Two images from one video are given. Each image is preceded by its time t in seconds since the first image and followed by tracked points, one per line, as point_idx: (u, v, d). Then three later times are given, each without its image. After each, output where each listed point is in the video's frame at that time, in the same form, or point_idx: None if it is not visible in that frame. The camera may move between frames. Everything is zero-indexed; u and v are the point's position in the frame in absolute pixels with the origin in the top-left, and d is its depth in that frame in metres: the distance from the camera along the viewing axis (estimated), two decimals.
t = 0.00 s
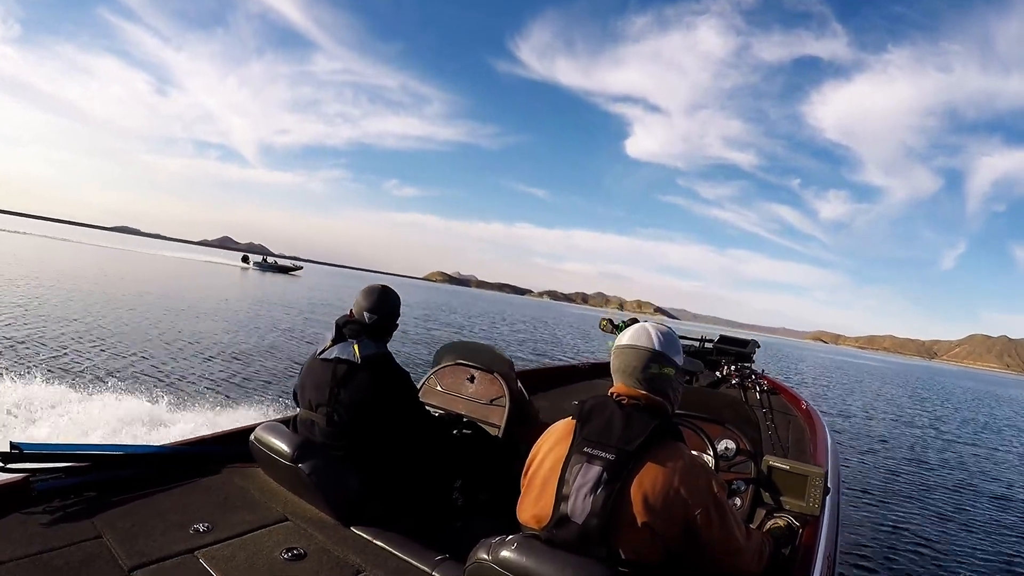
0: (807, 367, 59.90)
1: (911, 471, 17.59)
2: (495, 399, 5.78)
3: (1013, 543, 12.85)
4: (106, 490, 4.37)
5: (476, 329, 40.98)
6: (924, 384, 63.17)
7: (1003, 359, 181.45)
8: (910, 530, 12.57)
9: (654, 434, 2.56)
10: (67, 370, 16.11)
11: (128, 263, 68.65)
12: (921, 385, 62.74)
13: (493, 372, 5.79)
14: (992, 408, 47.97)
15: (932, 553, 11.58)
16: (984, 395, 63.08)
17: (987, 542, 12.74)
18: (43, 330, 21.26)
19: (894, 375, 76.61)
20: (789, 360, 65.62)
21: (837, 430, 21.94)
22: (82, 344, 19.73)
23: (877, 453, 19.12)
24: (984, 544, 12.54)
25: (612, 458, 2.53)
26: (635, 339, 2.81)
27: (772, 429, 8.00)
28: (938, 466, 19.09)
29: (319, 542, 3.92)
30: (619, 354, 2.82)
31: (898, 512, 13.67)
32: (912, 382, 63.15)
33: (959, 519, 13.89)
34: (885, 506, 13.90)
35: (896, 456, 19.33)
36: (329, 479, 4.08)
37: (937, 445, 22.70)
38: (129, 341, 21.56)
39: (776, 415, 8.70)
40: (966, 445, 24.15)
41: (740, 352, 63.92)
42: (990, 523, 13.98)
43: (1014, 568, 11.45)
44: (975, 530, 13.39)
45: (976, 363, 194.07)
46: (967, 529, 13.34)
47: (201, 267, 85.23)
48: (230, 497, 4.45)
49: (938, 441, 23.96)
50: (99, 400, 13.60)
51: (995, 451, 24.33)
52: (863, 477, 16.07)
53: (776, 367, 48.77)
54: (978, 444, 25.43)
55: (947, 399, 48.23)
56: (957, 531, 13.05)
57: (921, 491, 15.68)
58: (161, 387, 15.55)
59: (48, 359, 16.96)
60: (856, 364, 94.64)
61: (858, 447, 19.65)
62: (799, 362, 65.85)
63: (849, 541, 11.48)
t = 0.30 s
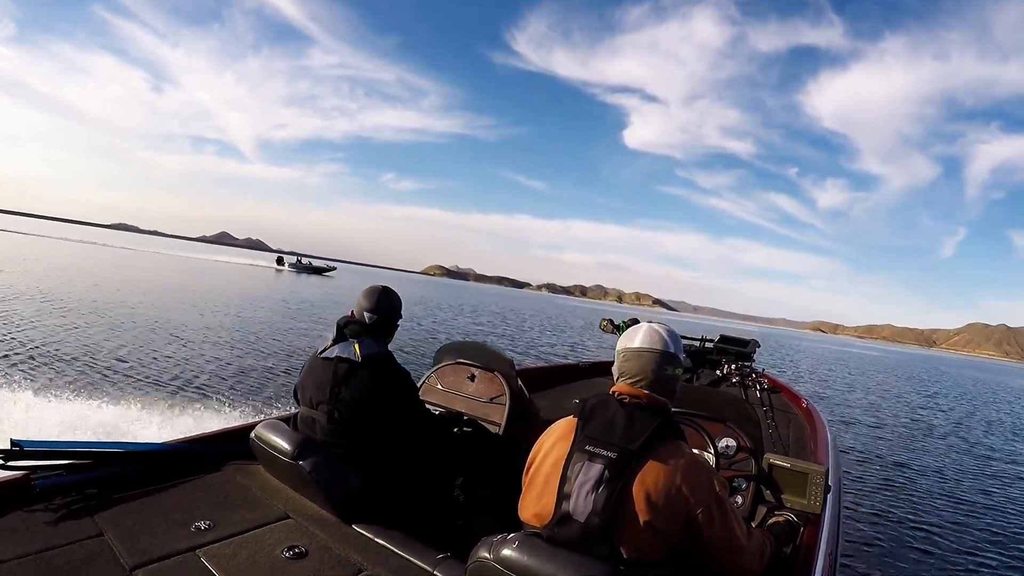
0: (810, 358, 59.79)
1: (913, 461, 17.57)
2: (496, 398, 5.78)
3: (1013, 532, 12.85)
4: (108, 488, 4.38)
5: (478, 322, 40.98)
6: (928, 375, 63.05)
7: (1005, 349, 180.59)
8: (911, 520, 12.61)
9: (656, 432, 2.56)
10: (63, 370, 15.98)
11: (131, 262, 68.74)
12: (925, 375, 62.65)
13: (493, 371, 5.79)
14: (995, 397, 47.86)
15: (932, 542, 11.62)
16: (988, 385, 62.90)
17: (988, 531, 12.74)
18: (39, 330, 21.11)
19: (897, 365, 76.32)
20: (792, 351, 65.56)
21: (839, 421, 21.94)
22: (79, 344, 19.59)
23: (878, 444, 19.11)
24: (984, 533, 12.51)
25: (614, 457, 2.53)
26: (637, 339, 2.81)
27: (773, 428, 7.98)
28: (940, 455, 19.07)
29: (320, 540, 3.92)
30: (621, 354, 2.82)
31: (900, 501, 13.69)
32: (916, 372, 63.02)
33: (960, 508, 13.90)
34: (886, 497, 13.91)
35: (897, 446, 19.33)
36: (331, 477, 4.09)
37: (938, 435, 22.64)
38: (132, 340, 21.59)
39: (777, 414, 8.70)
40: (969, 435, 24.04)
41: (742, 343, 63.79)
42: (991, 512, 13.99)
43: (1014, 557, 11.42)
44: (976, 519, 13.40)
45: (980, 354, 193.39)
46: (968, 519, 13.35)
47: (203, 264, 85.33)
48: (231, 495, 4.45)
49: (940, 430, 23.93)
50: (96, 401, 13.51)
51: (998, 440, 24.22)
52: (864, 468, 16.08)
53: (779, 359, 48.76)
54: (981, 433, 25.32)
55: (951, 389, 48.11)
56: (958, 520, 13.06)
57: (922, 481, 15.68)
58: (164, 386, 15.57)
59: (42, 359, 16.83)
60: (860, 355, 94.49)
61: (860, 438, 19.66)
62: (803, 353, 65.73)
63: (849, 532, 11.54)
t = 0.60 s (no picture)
0: (815, 349, 59.59)
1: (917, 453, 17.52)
2: (498, 396, 5.77)
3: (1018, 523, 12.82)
4: (111, 486, 4.40)
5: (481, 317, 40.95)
6: (934, 367, 62.77)
7: (1009, 342, 179.32)
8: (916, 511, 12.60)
9: (659, 431, 2.55)
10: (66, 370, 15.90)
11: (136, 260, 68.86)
12: (931, 367, 62.36)
13: (496, 369, 5.78)
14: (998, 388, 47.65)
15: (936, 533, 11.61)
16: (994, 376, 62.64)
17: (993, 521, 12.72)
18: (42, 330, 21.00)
19: (900, 357, 75.95)
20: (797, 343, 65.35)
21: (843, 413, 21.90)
22: (81, 343, 19.49)
23: (883, 435, 19.06)
24: (987, 526, 12.39)
25: (617, 456, 2.52)
26: (641, 337, 2.80)
27: (776, 426, 7.96)
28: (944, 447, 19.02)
29: (323, 539, 3.93)
30: (625, 353, 2.81)
31: (904, 492, 13.67)
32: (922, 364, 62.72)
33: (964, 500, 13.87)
34: (890, 488, 13.90)
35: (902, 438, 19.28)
36: (334, 475, 4.10)
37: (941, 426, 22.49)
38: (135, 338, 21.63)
39: (780, 412, 8.67)
40: (974, 427, 23.98)
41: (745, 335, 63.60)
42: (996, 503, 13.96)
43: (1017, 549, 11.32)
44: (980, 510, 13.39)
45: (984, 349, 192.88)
46: (973, 509, 13.33)
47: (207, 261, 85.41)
48: (233, 494, 4.45)
49: (945, 422, 23.86)
50: (98, 400, 13.50)
51: (1003, 432, 24.07)
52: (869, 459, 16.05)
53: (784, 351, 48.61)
54: (987, 425, 25.24)
55: (957, 380, 47.87)
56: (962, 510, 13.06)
57: (927, 472, 15.65)
58: (167, 385, 15.60)
59: (43, 359, 16.76)
60: (865, 347, 94.16)
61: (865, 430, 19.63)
62: (808, 345, 65.51)
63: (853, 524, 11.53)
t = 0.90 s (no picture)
0: (817, 344, 59.55)
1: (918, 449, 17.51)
2: (498, 395, 5.77)
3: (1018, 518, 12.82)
4: (111, 486, 4.39)
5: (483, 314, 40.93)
6: (936, 361, 62.70)
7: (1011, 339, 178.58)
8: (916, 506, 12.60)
9: (661, 431, 2.55)
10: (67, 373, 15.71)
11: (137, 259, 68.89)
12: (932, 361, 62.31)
13: (496, 368, 5.78)
14: (997, 381, 47.39)
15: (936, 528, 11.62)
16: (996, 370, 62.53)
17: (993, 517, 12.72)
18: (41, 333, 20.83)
19: (901, 351, 75.79)
20: (798, 338, 65.32)
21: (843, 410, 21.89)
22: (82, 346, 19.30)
23: (883, 432, 19.06)
24: (988, 521, 12.39)
25: (619, 456, 2.52)
26: (640, 336, 2.80)
27: (776, 426, 7.95)
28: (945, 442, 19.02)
29: (323, 540, 3.93)
30: (625, 352, 2.81)
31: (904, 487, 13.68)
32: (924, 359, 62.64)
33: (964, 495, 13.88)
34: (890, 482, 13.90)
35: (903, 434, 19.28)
36: (335, 474, 4.11)
37: (940, 422, 22.41)
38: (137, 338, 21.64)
39: (780, 412, 8.66)
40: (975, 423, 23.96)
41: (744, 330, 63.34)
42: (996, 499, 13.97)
43: (1020, 546, 11.20)
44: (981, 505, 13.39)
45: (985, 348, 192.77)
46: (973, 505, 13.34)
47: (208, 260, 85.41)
48: (234, 494, 4.46)
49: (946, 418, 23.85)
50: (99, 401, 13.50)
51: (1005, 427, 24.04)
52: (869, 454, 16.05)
53: (786, 346, 48.58)
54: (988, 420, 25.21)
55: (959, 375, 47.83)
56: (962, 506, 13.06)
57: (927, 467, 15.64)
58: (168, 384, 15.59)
59: (45, 360, 16.76)
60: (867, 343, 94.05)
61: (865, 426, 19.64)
62: (809, 340, 65.45)
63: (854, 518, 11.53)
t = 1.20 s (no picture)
0: (821, 336, 59.33)
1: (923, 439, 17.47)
2: (500, 394, 5.77)
3: None
4: (112, 486, 4.40)
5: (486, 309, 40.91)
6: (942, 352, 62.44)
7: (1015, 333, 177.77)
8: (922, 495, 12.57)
9: (662, 432, 2.54)
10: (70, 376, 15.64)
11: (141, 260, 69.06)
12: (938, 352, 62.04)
13: (497, 368, 5.78)
14: (1001, 371, 47.15)
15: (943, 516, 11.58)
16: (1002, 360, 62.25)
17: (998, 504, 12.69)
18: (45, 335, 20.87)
19: (906, 342, 75.49)
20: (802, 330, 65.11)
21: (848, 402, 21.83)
22: (83, 348, 19.19)
23: (887, 423, 19.02)
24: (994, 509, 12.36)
25: (619, 457, 2.52)
26: (641, 335, 2.79)
27: (778, 425, 7.93)
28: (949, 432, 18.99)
29: (324, 539, 3.93)
30: (626, 350, 2.81)
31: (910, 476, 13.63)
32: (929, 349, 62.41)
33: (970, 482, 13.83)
34: (896, 471, 13.87)
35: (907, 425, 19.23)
36: (337, 473, 4.11)
37: (944, 413, 22.26)
38: (139, 339, 21.68)
39: (782, 411, 8.65)
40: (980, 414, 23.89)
41: (746, 324, 63.11)
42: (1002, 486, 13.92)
43: None
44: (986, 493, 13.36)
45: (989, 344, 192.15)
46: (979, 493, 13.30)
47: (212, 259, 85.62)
48: (236, 494, 4.46)
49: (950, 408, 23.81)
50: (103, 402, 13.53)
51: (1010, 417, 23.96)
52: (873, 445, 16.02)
53: (790, 338, 48.45)
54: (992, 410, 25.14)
55: (964, 365, 47.64)
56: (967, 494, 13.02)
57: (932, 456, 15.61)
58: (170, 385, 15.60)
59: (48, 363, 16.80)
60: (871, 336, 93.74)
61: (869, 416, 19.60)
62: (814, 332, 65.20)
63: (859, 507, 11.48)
